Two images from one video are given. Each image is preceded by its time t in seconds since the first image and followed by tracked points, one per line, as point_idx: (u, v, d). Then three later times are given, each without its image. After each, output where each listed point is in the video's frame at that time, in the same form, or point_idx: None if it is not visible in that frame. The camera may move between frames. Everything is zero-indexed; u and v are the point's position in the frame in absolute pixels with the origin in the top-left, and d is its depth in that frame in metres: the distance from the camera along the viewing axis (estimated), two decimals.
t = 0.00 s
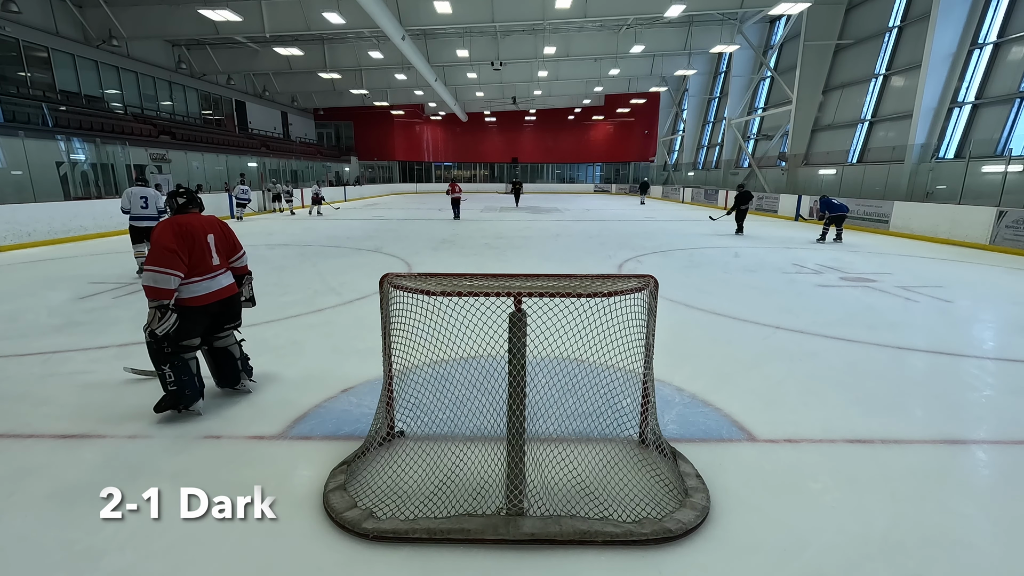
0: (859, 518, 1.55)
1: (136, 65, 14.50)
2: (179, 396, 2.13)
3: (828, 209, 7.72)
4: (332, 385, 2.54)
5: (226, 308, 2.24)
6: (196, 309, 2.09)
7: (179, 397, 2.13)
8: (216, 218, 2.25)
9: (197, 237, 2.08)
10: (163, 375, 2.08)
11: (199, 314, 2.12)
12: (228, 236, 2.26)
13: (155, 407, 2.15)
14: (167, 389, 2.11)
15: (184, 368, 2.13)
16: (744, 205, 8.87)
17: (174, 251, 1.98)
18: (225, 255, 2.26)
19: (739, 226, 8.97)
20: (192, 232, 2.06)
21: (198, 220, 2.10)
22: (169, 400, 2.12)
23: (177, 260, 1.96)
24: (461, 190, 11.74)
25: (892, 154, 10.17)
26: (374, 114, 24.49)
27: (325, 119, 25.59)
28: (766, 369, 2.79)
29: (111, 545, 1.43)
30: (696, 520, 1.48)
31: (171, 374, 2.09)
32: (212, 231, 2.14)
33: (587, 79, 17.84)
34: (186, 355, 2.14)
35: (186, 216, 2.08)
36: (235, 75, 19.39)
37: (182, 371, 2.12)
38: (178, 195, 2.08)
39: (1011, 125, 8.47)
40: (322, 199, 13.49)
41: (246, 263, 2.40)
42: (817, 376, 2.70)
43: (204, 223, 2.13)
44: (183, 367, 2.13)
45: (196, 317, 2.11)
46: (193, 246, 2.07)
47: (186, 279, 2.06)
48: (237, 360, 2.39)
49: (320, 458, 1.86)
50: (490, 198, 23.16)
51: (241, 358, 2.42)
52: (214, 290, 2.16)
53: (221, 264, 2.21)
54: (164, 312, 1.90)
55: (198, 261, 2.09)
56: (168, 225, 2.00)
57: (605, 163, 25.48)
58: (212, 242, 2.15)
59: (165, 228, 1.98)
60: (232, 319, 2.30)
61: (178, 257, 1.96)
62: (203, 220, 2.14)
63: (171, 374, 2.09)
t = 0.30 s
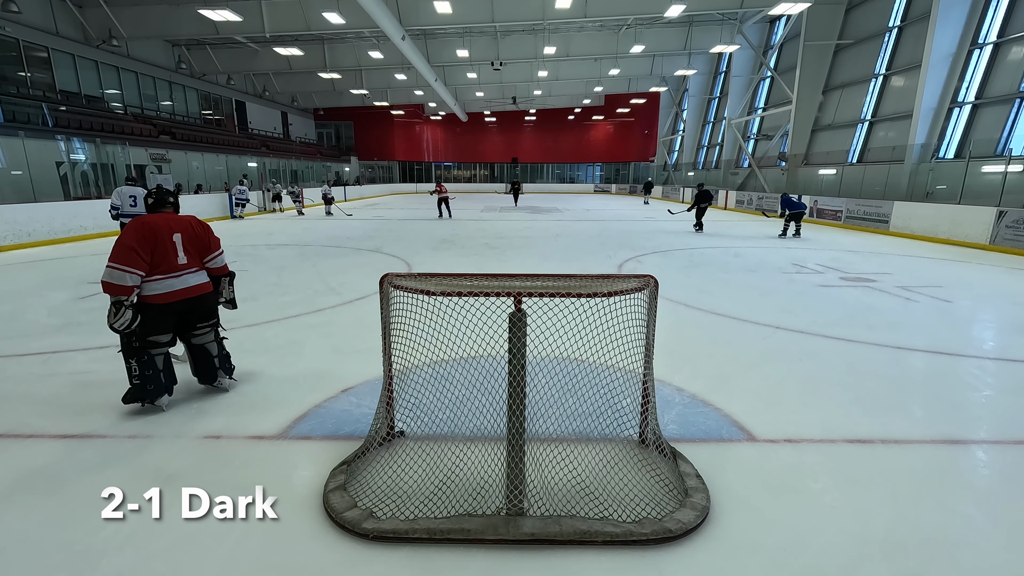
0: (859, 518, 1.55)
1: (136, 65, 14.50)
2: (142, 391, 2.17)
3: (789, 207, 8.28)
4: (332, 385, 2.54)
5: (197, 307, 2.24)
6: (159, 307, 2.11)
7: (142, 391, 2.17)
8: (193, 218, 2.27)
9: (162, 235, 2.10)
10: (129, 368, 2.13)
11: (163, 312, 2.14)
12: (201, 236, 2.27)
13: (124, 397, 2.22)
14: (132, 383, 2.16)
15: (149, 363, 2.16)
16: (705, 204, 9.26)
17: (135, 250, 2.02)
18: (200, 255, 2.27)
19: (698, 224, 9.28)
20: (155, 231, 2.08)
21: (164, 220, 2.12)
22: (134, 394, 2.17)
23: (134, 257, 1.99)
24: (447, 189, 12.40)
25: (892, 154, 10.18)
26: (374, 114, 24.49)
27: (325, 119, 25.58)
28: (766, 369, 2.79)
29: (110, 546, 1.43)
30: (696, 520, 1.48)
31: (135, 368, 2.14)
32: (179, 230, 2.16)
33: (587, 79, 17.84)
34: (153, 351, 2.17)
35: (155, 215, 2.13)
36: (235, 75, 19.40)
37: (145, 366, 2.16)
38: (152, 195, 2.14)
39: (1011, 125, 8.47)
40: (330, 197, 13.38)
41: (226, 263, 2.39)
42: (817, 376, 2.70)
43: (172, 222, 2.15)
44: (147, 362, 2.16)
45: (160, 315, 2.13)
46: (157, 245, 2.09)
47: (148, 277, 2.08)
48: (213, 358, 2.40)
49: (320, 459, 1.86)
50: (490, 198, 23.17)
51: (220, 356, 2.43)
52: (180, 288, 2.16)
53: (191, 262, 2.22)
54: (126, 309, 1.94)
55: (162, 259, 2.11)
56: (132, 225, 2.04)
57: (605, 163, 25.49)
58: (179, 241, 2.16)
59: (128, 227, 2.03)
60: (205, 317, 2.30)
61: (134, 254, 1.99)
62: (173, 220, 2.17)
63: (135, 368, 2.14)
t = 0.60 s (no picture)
0: (859, 518, 1.55)
1: (137, 65, 14.50)
2: (121, 379, 2.29)
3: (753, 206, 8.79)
4: (332, 385, 2.54)
5: (175, 304, 2.28)
6: (134, 302, 2.20)
7: (121, 380, 2.29)
8: (183, 217, 2.31)
9: (140, 233, 2.18)
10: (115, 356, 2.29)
11: (139, 306, 2.22)
12: (187, 235, 2.30)
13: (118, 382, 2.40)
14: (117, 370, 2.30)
15: (130, 353, 2.28)
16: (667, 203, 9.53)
17: (114, 246, 2.15)
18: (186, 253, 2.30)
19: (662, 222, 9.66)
20: (133, 228, 2.17)
21: (145, 218, 2.21)
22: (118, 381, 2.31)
23: (107, 253, 2.12)
24: (430, 190, 12.85)
25: (892, 154, 10.18)
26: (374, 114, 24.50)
27: (325, 119, 25.57)
28: (766, 369, 2.79)
29: (111, 545, 1.43)
30: (696, 520, 1.48)
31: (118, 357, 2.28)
32: (158, 227, 2.22)
33: (587, 79, 17.85)
34: (135, 343, 2.28)
35: (141, 213, 2.23)
36: (235, 75, 19.41)
37: (126, 356, 2.28)
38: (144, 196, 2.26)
39: (1011, 125, 8.47)
40: (340, 196, 13.16)
41: (214, 262, 2.36)
42: (817, 376, 2.71)
43: (152, 220, 2.21)
44: (127, 353, 2.28)
45: (137, 309, 2.21)
46: (135, 241, 2.18)
47: (127, 272, 2.19)
48: (197, 355, 2.44)
49: (320, 458, 1.86)
50: (490, 198, 23.17)
51: (205, 353, 2.46)
52: (156, 286, 2.22)
53: (171, 261, 2.26)
54: (102, 304, 2.11)
55: (139, 255, 2.19)
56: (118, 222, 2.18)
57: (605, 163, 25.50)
58: (157, 238, 2.22)
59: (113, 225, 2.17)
60: (187, 315, 2.34)
61: (108, 250, 2.12)
62: (156, 218, 2.24)
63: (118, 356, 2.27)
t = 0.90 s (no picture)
0: (859, 518, 1.55)
1: (137, 65, 14.50)
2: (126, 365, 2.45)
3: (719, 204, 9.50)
4: (332, 385, 2.54)
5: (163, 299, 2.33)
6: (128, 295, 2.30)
7: (125, 366, 2.45)
8: (179, 216, 2.32)
9: (134, 229, 2.26)
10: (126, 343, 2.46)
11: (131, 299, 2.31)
12: (178, 233, 2.29)
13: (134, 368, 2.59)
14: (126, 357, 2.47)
15: (131, 342, 2.42)
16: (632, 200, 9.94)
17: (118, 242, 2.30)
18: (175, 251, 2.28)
19: (628, 219, 10.26)
20: (130, 225, 2.27)
21: (140, 215, 2.28)
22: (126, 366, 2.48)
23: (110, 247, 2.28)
24: (417, 192, 13.40)
25: (891, 154, 10.18)
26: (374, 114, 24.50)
27: (325, 119, 25.55)
28: (766, 369, 2.78)
29: (112, 545, 1.43)
30: (695, 520, 1.48)
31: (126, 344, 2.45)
32: (147, 224, 2.26)
33: (587, 79, 17.85)
34: (136, 333, 2.41)
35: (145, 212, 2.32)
36: (235, 75, 19.41)
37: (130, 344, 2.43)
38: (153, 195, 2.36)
39: (1011, 125, 8.47)
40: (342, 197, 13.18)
41: (200, 259, 2.28)
42: (817, 376, 2.70)
43: (146, 218, 2.27)
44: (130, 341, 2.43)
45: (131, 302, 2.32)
46: (130, 238, 2.28)
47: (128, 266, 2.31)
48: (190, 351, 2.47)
49: (320, 459, 1.86)
50: (491, 198, 23.16)
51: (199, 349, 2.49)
52: (143, 281, 2.27)
53: (160, 258, 2.28)
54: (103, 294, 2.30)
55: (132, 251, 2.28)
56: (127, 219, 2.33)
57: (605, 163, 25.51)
58: (147, 235, 2.26)
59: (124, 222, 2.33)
60: (177, 312, 2.36)
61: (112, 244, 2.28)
62: (152, 216, 2.28)
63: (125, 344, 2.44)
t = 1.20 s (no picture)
0: (859, 518, 1.55)
1: (137, 65, 14.50)
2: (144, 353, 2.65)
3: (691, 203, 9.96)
4: (332, 386, 2.54)
5: (167, 294, 2.45)
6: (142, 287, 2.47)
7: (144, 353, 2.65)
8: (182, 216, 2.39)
9: (146, 226, 2.41)
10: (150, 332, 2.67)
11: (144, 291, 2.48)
12: (175, 232, 2.35)
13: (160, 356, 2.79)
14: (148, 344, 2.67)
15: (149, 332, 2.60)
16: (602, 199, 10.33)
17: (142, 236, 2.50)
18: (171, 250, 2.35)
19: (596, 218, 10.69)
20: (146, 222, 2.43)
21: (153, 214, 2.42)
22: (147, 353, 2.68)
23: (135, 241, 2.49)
24: (408, 191, 13.64)
25: (892, 154, 10.18)
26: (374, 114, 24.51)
27: (325, 119, 25.55)
28: (766, 369, 2.78)
29: (112, 544, 1.43)
30: (695, 521, 1.48)
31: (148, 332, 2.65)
32: (153, 222, 2.37)
33: (587, 79, 17.86)
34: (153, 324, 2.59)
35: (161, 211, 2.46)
36: (235, 75, 19.41)
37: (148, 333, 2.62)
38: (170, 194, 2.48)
39: (1011, 125, 8.47)
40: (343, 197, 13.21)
41: (190, 259, 2.33)
42: (817, 376, 2.70)
43: (155, 216, 2.39)
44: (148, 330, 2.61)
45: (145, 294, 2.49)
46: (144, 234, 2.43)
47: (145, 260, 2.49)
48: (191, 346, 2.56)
49: (320, 459, 1.86)
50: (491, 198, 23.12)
51: (198, 346, 2.53)
52: (148, 276, 2.41)
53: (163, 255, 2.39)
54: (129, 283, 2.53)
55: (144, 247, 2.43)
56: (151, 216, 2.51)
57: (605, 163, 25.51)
58: (152, 232, 2.38)
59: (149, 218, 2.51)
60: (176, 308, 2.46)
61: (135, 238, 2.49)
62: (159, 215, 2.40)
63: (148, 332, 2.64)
